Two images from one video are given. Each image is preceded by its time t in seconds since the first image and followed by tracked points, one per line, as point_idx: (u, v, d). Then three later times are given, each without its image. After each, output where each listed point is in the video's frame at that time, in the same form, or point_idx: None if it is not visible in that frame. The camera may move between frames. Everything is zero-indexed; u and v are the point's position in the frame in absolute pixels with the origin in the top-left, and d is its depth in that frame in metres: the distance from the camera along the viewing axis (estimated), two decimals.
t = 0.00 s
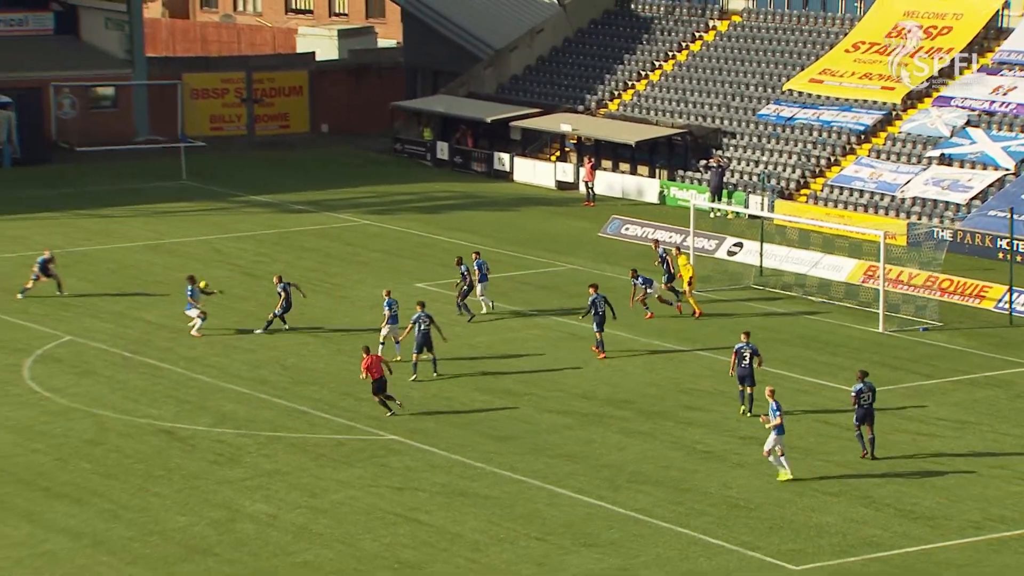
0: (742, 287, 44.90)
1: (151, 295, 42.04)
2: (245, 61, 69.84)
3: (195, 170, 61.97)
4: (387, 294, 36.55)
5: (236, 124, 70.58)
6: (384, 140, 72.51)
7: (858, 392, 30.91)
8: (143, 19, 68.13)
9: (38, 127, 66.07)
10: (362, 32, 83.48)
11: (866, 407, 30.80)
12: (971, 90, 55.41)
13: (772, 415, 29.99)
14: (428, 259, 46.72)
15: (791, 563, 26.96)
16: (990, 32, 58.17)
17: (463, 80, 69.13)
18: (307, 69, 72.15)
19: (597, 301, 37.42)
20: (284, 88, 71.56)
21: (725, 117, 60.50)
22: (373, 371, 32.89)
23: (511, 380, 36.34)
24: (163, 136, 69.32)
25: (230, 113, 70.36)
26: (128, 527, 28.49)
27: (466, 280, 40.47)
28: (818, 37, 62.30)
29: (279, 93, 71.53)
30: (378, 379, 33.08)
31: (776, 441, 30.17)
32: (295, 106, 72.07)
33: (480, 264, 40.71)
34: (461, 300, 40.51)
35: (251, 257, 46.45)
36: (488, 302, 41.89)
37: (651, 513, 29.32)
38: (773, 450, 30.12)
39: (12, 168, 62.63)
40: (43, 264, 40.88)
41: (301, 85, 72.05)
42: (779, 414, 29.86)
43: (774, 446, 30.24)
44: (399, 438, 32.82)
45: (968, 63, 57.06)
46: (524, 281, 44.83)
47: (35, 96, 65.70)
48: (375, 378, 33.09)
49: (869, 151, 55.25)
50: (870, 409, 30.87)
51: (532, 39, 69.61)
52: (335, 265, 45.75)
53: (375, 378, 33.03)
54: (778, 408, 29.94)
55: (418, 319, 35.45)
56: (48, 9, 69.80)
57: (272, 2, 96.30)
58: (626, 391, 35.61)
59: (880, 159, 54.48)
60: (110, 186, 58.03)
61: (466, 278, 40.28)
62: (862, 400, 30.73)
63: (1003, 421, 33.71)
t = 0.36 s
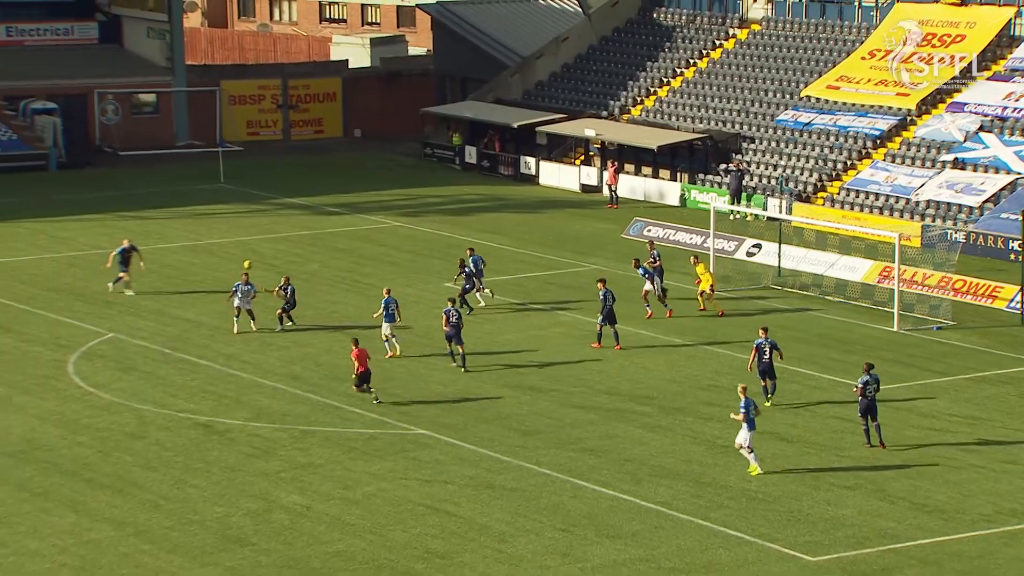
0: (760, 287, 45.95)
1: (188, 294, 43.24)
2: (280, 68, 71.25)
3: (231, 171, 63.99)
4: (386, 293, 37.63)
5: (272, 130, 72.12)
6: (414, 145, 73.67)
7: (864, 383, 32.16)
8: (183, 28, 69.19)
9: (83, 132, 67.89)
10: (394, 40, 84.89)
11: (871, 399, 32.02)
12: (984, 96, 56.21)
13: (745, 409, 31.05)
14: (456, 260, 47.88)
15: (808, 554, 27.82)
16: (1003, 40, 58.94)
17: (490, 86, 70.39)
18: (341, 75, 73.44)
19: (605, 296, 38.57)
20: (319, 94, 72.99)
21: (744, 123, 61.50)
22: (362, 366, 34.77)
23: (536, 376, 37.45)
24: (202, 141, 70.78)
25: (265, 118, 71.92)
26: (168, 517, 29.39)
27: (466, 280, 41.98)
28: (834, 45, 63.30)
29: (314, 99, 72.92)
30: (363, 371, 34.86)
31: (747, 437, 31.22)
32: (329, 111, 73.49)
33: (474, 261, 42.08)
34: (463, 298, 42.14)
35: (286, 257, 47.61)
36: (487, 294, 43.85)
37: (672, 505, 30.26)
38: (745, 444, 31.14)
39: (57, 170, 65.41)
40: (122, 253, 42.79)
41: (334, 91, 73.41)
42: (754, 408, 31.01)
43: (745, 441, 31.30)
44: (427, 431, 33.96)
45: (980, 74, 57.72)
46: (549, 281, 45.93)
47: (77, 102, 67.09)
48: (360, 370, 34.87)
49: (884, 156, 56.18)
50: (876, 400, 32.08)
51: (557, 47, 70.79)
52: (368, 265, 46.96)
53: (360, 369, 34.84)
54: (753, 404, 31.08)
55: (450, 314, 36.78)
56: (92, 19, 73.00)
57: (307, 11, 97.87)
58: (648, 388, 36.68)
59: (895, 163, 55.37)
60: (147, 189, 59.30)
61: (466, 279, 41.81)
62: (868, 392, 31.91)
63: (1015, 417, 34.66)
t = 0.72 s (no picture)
0: (766, 286, 46.59)
1: (205, 293, 43.96)
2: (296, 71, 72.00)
3: (247, 173, 64.90)
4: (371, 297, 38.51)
5: (288, 132, 72.96)
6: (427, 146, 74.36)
7: (853, 376, 33.40)
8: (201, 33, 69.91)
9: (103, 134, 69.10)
10: (406, 44, 85.70)
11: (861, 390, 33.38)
12: (987, 98, 56.79)
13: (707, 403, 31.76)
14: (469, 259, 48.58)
15: (813, 548, 28.44)
16: (1005, 44, 59.50)
17: (500, 89, 71.14)
18: (355, 79, 74.21)
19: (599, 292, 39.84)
20: (334, 97, 73.74)
21: (751, 124, 62.12)
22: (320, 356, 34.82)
23: (546, 373, 38.13)
24: (220, 143, 71.65)
25: (282, 121, 72.75)
26: (186, 510, 30.07)
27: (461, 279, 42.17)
28: (840, 49, 63.95)
29: (329, 102, 73.64)
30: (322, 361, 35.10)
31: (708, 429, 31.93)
32: (344, 114, 74.24)
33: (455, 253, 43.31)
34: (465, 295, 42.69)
35: (301, 257, 48.31)
36: (488, 291, 44.78)
37: (679, 500, 30.90)
38: (705, 439, 31.85)
39: (78, 171, 65.15)
40: (170, 250, 43.08)
41: (349, 94, 74.17)
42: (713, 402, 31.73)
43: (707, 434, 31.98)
44: (439, 427, 34.65)
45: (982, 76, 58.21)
46: (559, 281, 46.60)
47: (98, 104, 68.51)
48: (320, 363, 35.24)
49: (889, 157, 56.80)
50: (864, 391, 33.54)
51: (567, 51, 71.50)
52: (382, 264, 47.68)
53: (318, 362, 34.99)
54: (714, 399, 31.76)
55: (447, 307, 37.90)
56: (112, 24, 74.21)
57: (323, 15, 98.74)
58: (656, 385, 37.36)
59: (899, 165, 55.98)
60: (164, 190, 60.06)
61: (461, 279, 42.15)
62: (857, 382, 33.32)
63: (1016, 414, 35.26)
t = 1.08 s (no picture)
0: (766, 286, 46.63)
1: (205, 293, 43.96)
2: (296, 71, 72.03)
3: (247, 173, 64.91)
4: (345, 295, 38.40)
5: (289, 132, 72.98)
6: (427, 146, 74.36)
7: (835, 373, 33.22)
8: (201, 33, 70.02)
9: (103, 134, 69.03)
10: (406, 44, 85.75)
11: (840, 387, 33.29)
12: (986, 99, 56.84)
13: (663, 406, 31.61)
14: (469, 260, 48.60)
15: (813, 548, 28.46)
16: (1004, 44, 59.51)
17: (501, 89, 71.17)
18: (355, 79, 74.24)
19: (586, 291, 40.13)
20: (334, 97, 73.77)
21: (750, 125, 62.15)
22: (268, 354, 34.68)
23: (546, 373, 38.15)
24: (220, 144, 71.60)
25: (282, 121, 72.78)
26: (186, 511, 30.09)
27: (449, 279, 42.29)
28: (840, 49, 63.96)
29: (329, 102, 73.69)
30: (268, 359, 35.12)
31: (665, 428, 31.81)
32: (344, 114, 74.28)
33: (418, 252, 44.16)
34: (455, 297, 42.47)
35: (302, 257, 48.34)
36: (488, 292, 44.80)
37: (679, 500, 30.90)
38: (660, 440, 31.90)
39: (78, 170, 65.21)
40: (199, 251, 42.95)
41: (349, 94, 74.19)
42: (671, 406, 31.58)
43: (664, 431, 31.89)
44: (440, 427, 34.68)
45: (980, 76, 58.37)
46: (559, 281, 46.63)
47: (99, 104, 68.49)
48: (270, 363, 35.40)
49: (888, 157, 56.81)
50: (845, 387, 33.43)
51: (567, 51, 71.54)
52: (382, 265, 47.71)
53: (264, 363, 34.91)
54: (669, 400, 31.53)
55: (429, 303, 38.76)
56: (113, 24, 74.25)
57: (323, 15, 98.74)
58: (656, 385, 37.38)
59: (899, 165, 56.01)
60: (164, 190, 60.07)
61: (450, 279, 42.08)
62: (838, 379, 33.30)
63: (1016, 415, 35.27)
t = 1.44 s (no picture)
0: (766, 286, 46.62)
1: (205, 294, 43.97)
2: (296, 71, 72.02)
3: (247, 173, 64.89)
4: (326, 298, 38.19)
5: (288, 132, 72.97)
6: (427, 146, 74.34)
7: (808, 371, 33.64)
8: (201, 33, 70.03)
9: (103, 134, 69.05)
10: (406, 44, 85.75)
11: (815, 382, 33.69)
12: (986, 99, 56.88)
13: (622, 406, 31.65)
14: (469, 260, 48.59)
15: (813, 548, 28.47)
16: (1004, 44, 59.52)
17: (500, 89, 71.14)
18: (355, 79, 74.24)
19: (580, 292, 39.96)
20: (334, 97, 73.78)
21: (750, 125, 62.13)
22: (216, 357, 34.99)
23: (545, 373, 38.13)
24: (220, 144, 71.61)
25: (282, 121, 72.77)
26: (187, 511, 30.09)
27: (444, 281, 41.65)
28: (840, 49, 63.93)
29: (329, 102, 73.71)
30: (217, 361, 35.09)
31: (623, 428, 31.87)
32: (344, 114, 74.28)
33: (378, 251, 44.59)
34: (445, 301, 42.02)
35: (302, 257, 48.34)
36: (488, 292, 44.81)
37: (679, 500, 30.91)
38: (619, 439, 31.91)
39: (78, 170, 65.27)
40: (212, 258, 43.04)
41: (349, 94, 74.20)
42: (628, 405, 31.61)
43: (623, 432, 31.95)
44: (440, 427, 34.67)
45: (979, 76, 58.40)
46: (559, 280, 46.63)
47: (99, 104, 68.49)
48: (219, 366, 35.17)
49: (888, 157, 56.80)
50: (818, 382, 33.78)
51: (567, 51, 71.51)
52: (382, 265, 47.70)
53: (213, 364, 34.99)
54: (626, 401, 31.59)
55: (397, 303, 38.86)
56: (113, 24, 74.23)
57: (323, 15, 98.74)
58: (656, 385, 37.39)
59: (899, 165, 56.01)
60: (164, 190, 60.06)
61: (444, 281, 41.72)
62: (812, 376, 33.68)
63: (1015, 415, 35.27)
